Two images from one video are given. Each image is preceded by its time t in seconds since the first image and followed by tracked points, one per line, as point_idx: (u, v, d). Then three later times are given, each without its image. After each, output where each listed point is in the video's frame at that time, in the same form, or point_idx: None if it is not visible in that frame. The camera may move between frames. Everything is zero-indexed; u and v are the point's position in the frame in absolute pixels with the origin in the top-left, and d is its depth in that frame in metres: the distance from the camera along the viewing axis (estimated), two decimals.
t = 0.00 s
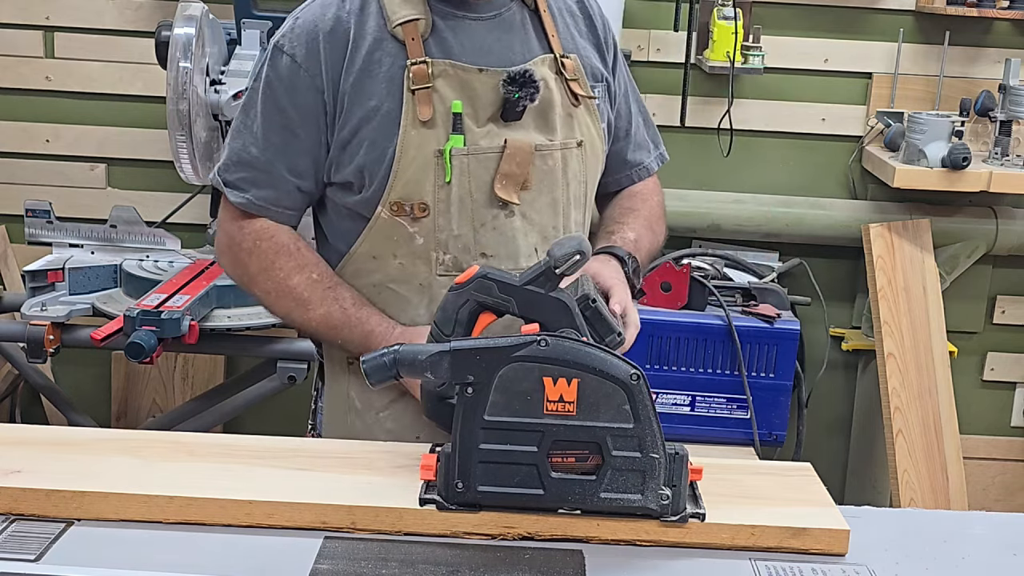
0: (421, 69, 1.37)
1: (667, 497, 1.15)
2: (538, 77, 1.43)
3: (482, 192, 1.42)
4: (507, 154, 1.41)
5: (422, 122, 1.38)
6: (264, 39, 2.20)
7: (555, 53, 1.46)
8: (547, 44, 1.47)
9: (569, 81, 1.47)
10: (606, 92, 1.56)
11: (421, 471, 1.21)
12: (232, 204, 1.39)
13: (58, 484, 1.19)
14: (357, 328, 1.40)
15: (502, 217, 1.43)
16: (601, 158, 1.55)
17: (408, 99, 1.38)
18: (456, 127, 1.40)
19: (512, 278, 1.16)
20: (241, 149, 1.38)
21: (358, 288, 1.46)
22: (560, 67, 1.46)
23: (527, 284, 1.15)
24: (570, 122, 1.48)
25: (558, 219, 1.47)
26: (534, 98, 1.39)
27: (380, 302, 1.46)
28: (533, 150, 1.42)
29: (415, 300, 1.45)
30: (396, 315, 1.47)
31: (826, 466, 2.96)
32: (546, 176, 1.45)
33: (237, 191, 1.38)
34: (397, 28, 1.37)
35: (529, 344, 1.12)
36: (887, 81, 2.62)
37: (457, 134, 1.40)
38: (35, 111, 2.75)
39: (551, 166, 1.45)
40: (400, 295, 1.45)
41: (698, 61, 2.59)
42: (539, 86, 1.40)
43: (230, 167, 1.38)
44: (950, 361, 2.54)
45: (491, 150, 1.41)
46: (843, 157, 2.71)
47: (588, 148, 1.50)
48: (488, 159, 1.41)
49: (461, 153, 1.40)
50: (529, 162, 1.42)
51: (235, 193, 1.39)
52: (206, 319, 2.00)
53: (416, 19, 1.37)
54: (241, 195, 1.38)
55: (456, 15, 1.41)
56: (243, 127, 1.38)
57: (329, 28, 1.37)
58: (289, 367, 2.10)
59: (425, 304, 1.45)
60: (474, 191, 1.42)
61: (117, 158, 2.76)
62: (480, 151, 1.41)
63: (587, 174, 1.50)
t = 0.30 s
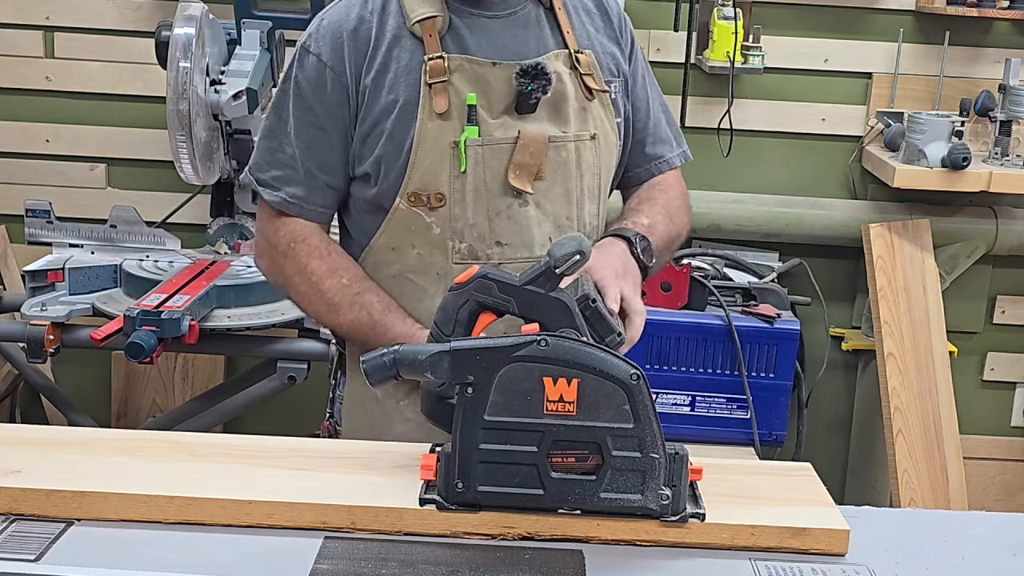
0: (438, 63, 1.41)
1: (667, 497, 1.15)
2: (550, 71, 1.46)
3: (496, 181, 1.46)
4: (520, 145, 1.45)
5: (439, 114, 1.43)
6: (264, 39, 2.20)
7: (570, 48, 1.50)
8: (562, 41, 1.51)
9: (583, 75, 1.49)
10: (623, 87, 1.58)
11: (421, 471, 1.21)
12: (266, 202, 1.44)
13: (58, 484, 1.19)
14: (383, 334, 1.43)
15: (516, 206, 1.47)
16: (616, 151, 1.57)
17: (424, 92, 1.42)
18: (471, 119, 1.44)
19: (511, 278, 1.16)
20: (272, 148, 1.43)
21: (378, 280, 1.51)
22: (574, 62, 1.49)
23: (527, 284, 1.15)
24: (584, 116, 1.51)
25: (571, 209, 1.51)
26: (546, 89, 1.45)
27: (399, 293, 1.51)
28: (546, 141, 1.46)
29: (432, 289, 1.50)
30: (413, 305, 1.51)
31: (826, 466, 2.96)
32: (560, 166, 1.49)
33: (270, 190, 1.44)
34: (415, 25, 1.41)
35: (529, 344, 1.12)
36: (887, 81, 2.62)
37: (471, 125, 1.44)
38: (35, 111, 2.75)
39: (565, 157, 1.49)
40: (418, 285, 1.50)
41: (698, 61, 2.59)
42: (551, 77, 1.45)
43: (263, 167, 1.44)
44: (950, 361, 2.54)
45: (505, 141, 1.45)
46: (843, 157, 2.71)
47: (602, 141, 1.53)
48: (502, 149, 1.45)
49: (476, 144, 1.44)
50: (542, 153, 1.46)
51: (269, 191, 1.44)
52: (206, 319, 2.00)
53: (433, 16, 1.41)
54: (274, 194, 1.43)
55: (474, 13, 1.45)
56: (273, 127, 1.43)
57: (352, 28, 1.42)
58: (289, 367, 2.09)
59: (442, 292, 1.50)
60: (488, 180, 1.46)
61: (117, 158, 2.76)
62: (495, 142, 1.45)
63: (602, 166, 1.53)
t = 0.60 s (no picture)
0: (441, 62, 1.43)
1: (667, 497, 1.15)
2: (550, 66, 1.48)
3: (499, 174, 1.48)
4: (522, 139, 1.47)
5: (443, 110, 1.45)
6: (264, 39, 2.20)
7: (573, 45, 1.51)
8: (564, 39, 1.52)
9: (585, 71, 1.50)
10: (627, 82, 1.59)
11: (421, 471, 1.21)
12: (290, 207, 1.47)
13: (58, 484, 1.19)
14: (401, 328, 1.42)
15: (519, 199, 1.49)
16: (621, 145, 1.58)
17: (428, 89, 1.44)
18: (474, 114, 1.46)
19: (511, 278, 1.15)
20: (291, 153, 1.46)
21: (385, 275, 1.53)
22: (576, 58, 1.50)
23: (527, 284, 1.15)
24: (587, 110, 1.52)
25: (574, 202, 1.51)
26: (545, 84, 1.45)
27: (405, 289, 1.52)
28: (548, 135, 1.48)
29: (438, 283, 1.51)
30: (419, 300, 1.52)
31: (826, 466, 2.96)
32: (562, 160, 1.50)
33: (291, 195, 1.47)
34: (418, 27, 1.44)
35: (529, 344, 1.12)
36: (887, 81, 2.62)
37: (474, 120, 1.46)
38: (35, 111, 2.75)
39: (568, 151, 1.50)
40: (424, 280, 1.51)
41: (698, 61, 2.59)
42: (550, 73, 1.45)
43: (283, 173, 1.47)
44: (950, 361, 2.54)
45: (507, 135, 1.47)
46: (843, 157, 2.71)
47: (605, 135, 1.53)
48: (504, 143, 1.47)
49: (478, 138, 1.46)
50: (544, 147, 1.47)
51: (291, 196, 1.47)
52: (206, 318, 2.00)
53: (436, 17, 1.44)
54: (295, 198, 1.46)
55: (475, 13, 1.48)
56: (289, 133, 1.46)
57: (359, 33, 1.46)
58: (289, 367, 2.09)
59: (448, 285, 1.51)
60: (491, 173, 1.48)
61: (117, 158, 2.76)
62: (497, 136, 1.47)
63: (606, 159, 1.53)
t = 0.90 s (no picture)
0: (443, 60, 1.44)
1: (667, 497, 1.15)
2: (550, 62, 1.48)
3: (501, 170, 1.48)
4: (523, 134, 1.47)
5: (445, 106, 1.45)
6: (264, 39, 2.20)
7: (574, 42, 1.51)
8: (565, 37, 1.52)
9: (586, 66, 1.51)
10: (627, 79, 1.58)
11: (421, 471, 1.21)
12: (305, 209, 1.48)
13: (58, 484, 1.20)
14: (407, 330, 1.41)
15: (521, 193, 1.49)
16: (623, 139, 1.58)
17: (430, 87, 1.45)
18: (475, 110, 1.46)
19: (511, 278, 1.15)
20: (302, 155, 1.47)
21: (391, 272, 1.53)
22: (577, 54, 1.50)
23: (527, 284, 1.15)
24: (589, 105, 1.52)
25: (577, 195, 1.51)
26: (544, 80, 1.45)
27: (412, 286, 1.52)
28: (549, 130, 1.48)
29: (443, 278, 1.51)
30: (421, 298, 1.52)
31: (826, 466, 2.96)
32: (564, 154, 1.49)
33: (305, 197, 1.48)
34: (420, 28, 1.45)
35: (529, 344, 1.12)
36: (887, 81, 2.62)
37: (476, 116, 1.46)
38: (35, 111, 2.75)
39: (570, 145, 1.50)
40: (430, 276, 1.51)
41: (698, 61, 2.59)
42: (548, 69, 1.46)
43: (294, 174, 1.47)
44: (950, 361, 2.54)
45: (509, 130, 1.47)
46: (843, 157, 2.71)
47: (607, 131, 1.54)
48: (505, 139, 1.47)
49: (480, 135, 1.46)
50: (545, 142, 1.47)
51: (304, 198, 1.48)
52: (206, 319, 2.00)
53: (438, 18, 1.44)
54: (310, 199, 1.48)
55: (476, 14, 1.48)
56: (299, 136, 1.47)
57: (364, 34, 1.47)
58: (289, 367, 2.08)
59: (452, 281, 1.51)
60: (493, 169, 1.48)
61: (117, 158, 2.76)
62: (498, 132, 1.47)
63: (607, 153, 1.54)
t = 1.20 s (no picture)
0: (448, 60, 1.44)
1: (662, 496, 1.15)
2: (554, 62, 1.48)
3: (506, 170, 1.48)
4: (529, 134, 1.47)
5: (451, 106, 1.45)
6: (264, 39, 2.20)
7: (579, 41, 1.50)
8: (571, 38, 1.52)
9: (592, 66, 1.50)
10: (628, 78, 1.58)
11: (419, 469, 1.21)
12: (308, 208, 1.48)
13: (58, 484, 1.20)
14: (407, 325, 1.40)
15: (527, 193, 1.49)
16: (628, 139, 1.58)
17: (436, 87, 1.45)
18: (481, 111, 1.47)
19: (509, 276, 1.15)
20: (307, 154, 1.47)
21: (394, 270, 1.53)
22: (582, 54, 1.50)
23: (524, 283, 1.14)
24: (594, 105, 1.52)
25: (582, 195, 1.51)
26: (550, 80, 1.47)
27: (415, 286, 1.53)
28: (555, 130, 1.48)
29: (448, 278, 1.52)
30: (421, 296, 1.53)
31: (826, 466, 2.96)
32: (570, 154, 1.50)
33: (309, 195, 1.48)
34: (426, 27, 1.45)
35: (524, 343, 1.12)
36: (887, 81, 2.62)
37: (482, 116, 1.47)
38: (35, 111, 2.75)
39: (575, 145, 1.50)
40: (434, 276, 1.52)
41: (698, 61, 2.59)
42: (555, 69, 1.48)
43: (298, 173, 1.48)
44: (950, 361, 2.54)
45: (514, 130, 1.47)
46: (843, 157, 2.71)
47: (612, 130, 1.54)
48: (511, 139, 1.47)
49: (486, 134, 1.47)
50: (551, 142, 1.48)
51: (308, 197, 1.48)
52: (206, 318, 2.01)
53: (443, 18, 1.44)
54: (312, 198, 1.48)
55: (481, 15, 1.48)
56: (303, 134, 1.47)
57: (369, 34, 1.47)
58: (289, 367, 2.08)
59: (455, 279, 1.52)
60: (499, 169, 1.48)
61: (117, 158, 2.76)
62: (504, 132, 1.47)
63: (612, 152, 1.54)
